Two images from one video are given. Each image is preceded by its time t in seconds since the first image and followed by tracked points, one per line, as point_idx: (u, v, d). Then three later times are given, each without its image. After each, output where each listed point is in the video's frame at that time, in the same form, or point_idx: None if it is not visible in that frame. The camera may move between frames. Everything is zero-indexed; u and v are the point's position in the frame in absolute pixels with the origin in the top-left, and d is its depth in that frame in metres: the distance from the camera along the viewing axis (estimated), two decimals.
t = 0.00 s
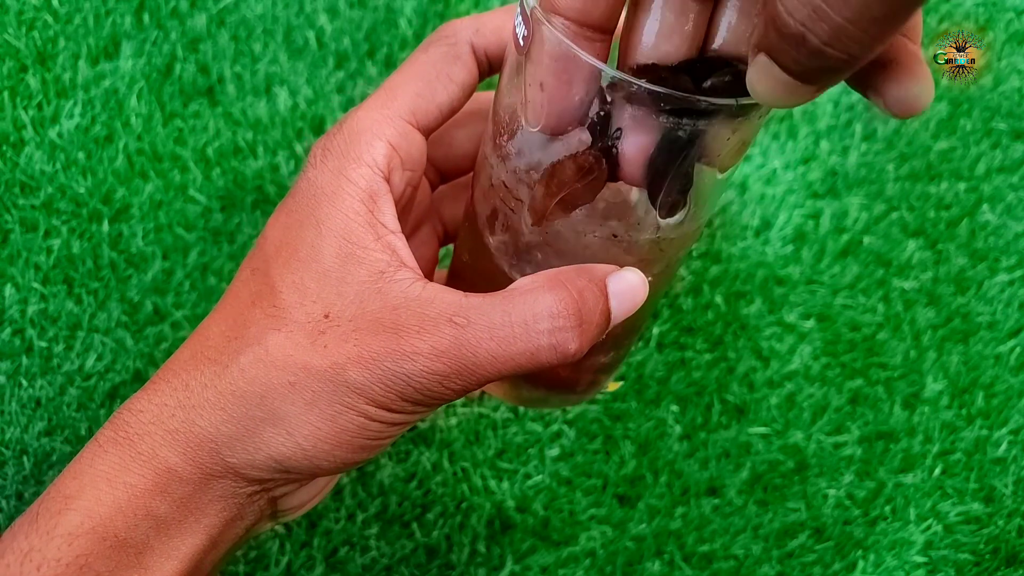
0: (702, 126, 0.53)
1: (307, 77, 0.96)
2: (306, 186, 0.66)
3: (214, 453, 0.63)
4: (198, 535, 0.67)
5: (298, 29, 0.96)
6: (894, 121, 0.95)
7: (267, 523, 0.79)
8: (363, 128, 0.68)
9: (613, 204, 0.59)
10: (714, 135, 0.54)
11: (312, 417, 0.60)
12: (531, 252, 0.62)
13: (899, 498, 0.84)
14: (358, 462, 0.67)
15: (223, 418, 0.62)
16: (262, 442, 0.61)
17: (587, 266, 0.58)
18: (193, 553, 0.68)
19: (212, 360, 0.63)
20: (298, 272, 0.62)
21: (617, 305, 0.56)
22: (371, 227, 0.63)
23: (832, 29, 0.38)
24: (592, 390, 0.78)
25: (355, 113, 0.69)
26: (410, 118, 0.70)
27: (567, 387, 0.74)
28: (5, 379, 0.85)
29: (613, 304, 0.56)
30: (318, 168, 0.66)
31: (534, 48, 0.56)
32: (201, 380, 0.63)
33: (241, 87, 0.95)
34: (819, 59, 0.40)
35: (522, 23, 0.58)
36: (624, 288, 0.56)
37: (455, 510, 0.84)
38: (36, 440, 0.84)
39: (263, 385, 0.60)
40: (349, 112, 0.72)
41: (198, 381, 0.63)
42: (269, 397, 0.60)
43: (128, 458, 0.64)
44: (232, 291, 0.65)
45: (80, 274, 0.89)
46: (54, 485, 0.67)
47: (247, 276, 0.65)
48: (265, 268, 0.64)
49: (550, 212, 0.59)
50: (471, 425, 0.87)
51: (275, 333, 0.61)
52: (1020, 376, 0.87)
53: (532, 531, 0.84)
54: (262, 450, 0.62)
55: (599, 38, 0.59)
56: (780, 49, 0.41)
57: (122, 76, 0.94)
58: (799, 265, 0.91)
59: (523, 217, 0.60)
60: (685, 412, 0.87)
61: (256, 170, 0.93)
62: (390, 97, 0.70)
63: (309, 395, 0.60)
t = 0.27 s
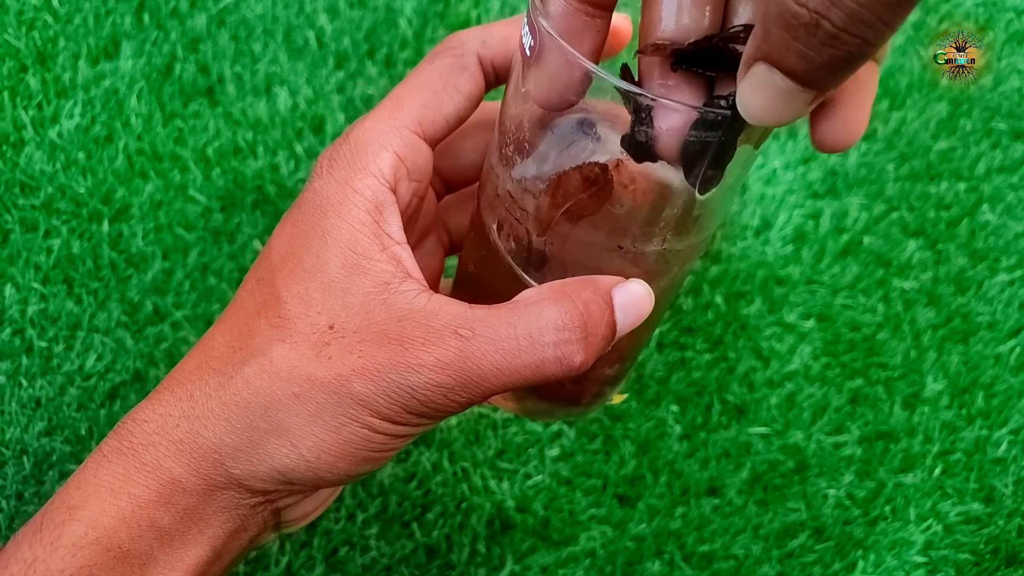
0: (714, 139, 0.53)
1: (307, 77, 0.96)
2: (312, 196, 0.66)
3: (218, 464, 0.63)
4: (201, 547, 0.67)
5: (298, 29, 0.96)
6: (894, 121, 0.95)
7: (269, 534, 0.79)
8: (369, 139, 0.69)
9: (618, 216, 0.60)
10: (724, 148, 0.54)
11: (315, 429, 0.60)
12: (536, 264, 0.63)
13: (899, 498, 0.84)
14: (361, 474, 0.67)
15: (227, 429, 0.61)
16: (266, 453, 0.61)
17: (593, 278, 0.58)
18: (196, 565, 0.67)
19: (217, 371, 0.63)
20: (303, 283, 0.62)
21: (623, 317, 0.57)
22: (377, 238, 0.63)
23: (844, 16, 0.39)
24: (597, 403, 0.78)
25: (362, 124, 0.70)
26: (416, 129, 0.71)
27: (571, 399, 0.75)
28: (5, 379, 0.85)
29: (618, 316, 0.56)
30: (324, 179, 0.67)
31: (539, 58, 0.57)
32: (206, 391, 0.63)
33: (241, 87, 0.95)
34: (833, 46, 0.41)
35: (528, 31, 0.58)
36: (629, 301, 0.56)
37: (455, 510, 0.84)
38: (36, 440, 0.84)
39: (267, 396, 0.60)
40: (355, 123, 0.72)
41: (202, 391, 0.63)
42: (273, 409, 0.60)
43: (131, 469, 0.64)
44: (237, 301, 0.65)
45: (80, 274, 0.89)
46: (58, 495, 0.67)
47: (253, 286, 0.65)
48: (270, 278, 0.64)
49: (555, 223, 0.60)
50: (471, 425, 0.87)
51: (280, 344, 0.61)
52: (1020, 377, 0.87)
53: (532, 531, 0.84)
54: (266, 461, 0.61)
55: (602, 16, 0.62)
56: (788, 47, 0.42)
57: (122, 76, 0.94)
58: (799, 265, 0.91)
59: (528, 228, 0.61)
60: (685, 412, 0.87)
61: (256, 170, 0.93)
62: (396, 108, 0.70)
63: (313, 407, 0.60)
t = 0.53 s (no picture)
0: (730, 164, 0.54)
1: (307, 77, 0.96)
2: (329, 207, 0.65)
3: (229, 477, 0.62)
4: (211, 559, 0.67)
5: (298, 29, 0.96)
6: (894, 121, 0.95)
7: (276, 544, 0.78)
8: (388, 149, 0.68)
9: (637, 236, 0.62)
10: (740, 174, 0.55)
11: (328, 444, 0.60)
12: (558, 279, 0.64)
13: (899, 498, 0.84)
14: (371, 488, 0.67)
15: (239, 443, 0.61)
16: (277, 467, 0.61)
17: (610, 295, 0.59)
18: None
19: (230, 383, 0.63)
20: (318, 295, 0.62)
21: (639, 336, 0.58)
22: (394, 252, 0.62)
23: None
24: (609, 416, 0.80)
25: (381, 134, 0.69)
26: (435, 141, 0.70)
27: (584, 412, 0.77)
28: (4, 379, 0.86)
29: (635, 334, 0.58)
30: (341, 190, 0.66)
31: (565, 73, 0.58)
32: (219, 403, 0.63)
33: (241, 87, 0.95)
34: (811, 8, 0.44)
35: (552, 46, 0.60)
36: (647, 319, 0.58)
37: (455, 510, 0.84)
38: (35, 440, 0.84)
39: (280, 410, 0.60)
40: (373, 132, 0.71)
41: (215, 403, 0.63)
42: (285, 423, 0.60)
43: (143, 480, 0.64)
44: (251, 311, 0.65)
45: (80, 274, 0.89)
46: (70, 504, 0.67)
47: (268, 296, 0.65)
48: (286, 289, 0.64)
49: (574, 240, 0.61)
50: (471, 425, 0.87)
51: (294, 357, 0.60)
52: (1020, 376, 0.87)
53: (532, 531, 0.84)
54: (278, 476, 0.61)
55: (639, 36, 0.60)
56: (770, 7, 0.45)
57: (122, 76, 0.94)
58: (799, 265, 0.91)
59: (548, 245, 0.62)
60: (685, 412, 0.87)
61: (256, 170, 0.93)
62: (415, 119, 0.70)
63: (325, 422, 0.59)
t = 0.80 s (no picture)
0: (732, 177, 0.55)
1: (307, 77, 0.96)
2: (335, 216, 0.65)
3: (231, 485, 0.62)
4: (213, 567, 0.67)
5: (298, 29, 0.96)
6: (893, 121, 0.95)
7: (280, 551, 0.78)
8: (393, 159, 0.68)
9: (640, 247, 0.61)
10: (743, 186, 0.56)
11: (330, 453, 0.60)
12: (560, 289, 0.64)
13: (899, 498, 0.84)
14: (374, 496, 0.67)
15: (242, 451, 0.61)
16: (279, 475, 0.61)
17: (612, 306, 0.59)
18: None
19: (233, 391, 0.63)
20: (323, 304, 0.61)
21: (642, 346, 0.58)
22: (399, 261, 0.62)
23: None
24: (612, 426, 0.81)
25: (386, 144, 0.69)
26: (441, 151, 0.70)
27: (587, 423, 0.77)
28: (5, 379, 0.85)
29: (638, 344, 0.58)
30: (346, 199, 0.66)
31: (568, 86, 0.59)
32: (222, 411, 0.63)
33: (241, 87, 0.95)
34: None
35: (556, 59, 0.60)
36: (649, 331, 0.58)
37: (455, 510, 0.84)
38: (36, 440, 0.84)
39: (283, 419, 0.60)
40: (378, 141, 0.71)
41: (219, 411, 0.63)
42: (288, 431, 0.60)
43: (147, 487, 0.64)
44: (255, 319, 0.65)
45: (80, 274, 0.89)
46: (75, 511, 0.67)
47: (272, 304, 0.65)
48: (291, 298, 0.63)
49: (577, 251, 0.62)
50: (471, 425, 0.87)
51: (297, 366, 0.60)
52: (1020, 377, 0.87)
53: (532, 531, 0.84)
54: (280, 485, 0.61)
55: (628, 41, 0.59)
56: None
57: (122, 76, 0.94)
58: (799, 265, 0.91)
59: (550, 255, 0.63)
60: (685, 412, 0.87)
61: (256, 170, 0.93)
62: (421, 128, 0.70)
63: (328, 431, 0.59)
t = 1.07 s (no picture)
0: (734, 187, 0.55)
1: (307, 78, 0.96)
2: (341, 221, 0.65)
3: (236, 489, 0.62)
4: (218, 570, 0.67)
5: (298, 29, 0.96)
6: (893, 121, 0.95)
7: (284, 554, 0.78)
8: (399, 165, 0.68)
9: (644, 255, 0.61)
10: (746, 196, 0.56)
11: (335, 457, 0.60)
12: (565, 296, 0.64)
13: (899, 498, 0.84)
14: (380, 501, 0.67)
15: (247, 454, 0.61)
16: (284, 479, 0.61)
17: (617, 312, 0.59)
18: None
19: (239, 395, 0.63)
20: (329, 309, 0.61)
21: (646, 352, 0.57)
22: (404, 266, 0.62)
23: None
24: (614, 433, 0.81)
25: (392, 150, 0.69)
26: (447, 158, 0.70)
27: (589, 429, 0.77)
28: (5, 379, 0.85)
29: (641, 350, 0.57)
30: (353, 205, 0.66)
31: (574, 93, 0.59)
32: (227, 414, 0.63)
33: (241, 87, 0.95)
34: None
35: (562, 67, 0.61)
36: (653, 337, 0.57)
37: (455, 510, 0.84)
38: (36, 440, 0.84)
39: (288, 423, 0.60)
40: (384, 147, 0.71)
41: (224, 414, 0.63)
42: (293, 435, 0.60)
43: (153, 490, 0.64)
44: (262, 323, 0.65)
45: (80, 274, 0.89)
46: (81, 513, 0.67)
47: (278, 308, 0.65)
48: (297, 302, 0.64)
49: (581, 257, 0.61)
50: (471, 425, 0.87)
51: (303, 370, 0.61)
52: (1020, 376, 0.87)
53: (532, 531, 0.84)
54: (284, 488, 0.61)
55: (636, 55, 0.61)
56: None
57: (122, 76, 0.94)
58: (799, 265, 0.91)
59: (555, 262, 0.62)
60: (685, 412, 0.87)
61: (256, 170, 0.93)
62: (427, 135, 0.70)
63: (333, 435, 0.59)
